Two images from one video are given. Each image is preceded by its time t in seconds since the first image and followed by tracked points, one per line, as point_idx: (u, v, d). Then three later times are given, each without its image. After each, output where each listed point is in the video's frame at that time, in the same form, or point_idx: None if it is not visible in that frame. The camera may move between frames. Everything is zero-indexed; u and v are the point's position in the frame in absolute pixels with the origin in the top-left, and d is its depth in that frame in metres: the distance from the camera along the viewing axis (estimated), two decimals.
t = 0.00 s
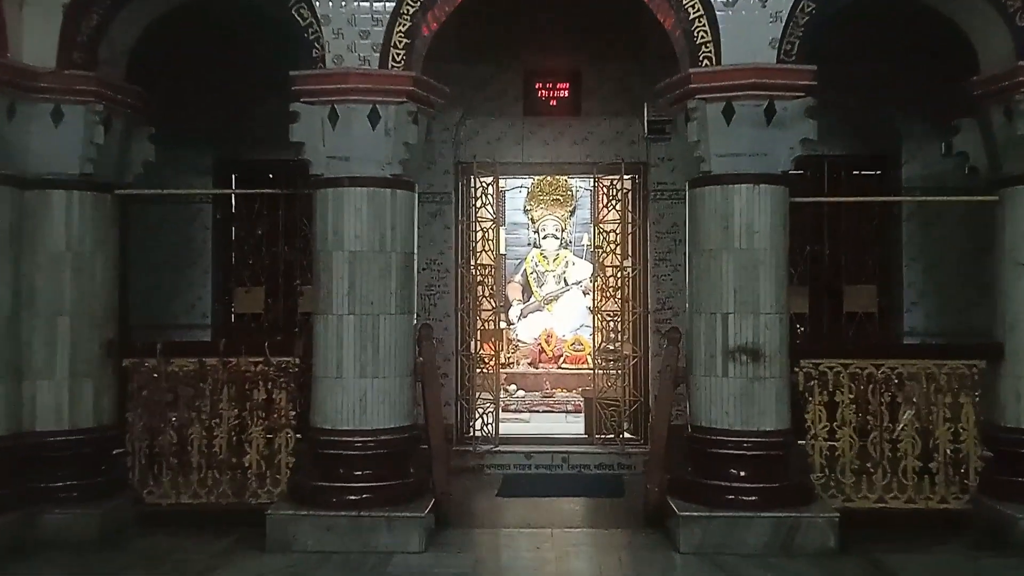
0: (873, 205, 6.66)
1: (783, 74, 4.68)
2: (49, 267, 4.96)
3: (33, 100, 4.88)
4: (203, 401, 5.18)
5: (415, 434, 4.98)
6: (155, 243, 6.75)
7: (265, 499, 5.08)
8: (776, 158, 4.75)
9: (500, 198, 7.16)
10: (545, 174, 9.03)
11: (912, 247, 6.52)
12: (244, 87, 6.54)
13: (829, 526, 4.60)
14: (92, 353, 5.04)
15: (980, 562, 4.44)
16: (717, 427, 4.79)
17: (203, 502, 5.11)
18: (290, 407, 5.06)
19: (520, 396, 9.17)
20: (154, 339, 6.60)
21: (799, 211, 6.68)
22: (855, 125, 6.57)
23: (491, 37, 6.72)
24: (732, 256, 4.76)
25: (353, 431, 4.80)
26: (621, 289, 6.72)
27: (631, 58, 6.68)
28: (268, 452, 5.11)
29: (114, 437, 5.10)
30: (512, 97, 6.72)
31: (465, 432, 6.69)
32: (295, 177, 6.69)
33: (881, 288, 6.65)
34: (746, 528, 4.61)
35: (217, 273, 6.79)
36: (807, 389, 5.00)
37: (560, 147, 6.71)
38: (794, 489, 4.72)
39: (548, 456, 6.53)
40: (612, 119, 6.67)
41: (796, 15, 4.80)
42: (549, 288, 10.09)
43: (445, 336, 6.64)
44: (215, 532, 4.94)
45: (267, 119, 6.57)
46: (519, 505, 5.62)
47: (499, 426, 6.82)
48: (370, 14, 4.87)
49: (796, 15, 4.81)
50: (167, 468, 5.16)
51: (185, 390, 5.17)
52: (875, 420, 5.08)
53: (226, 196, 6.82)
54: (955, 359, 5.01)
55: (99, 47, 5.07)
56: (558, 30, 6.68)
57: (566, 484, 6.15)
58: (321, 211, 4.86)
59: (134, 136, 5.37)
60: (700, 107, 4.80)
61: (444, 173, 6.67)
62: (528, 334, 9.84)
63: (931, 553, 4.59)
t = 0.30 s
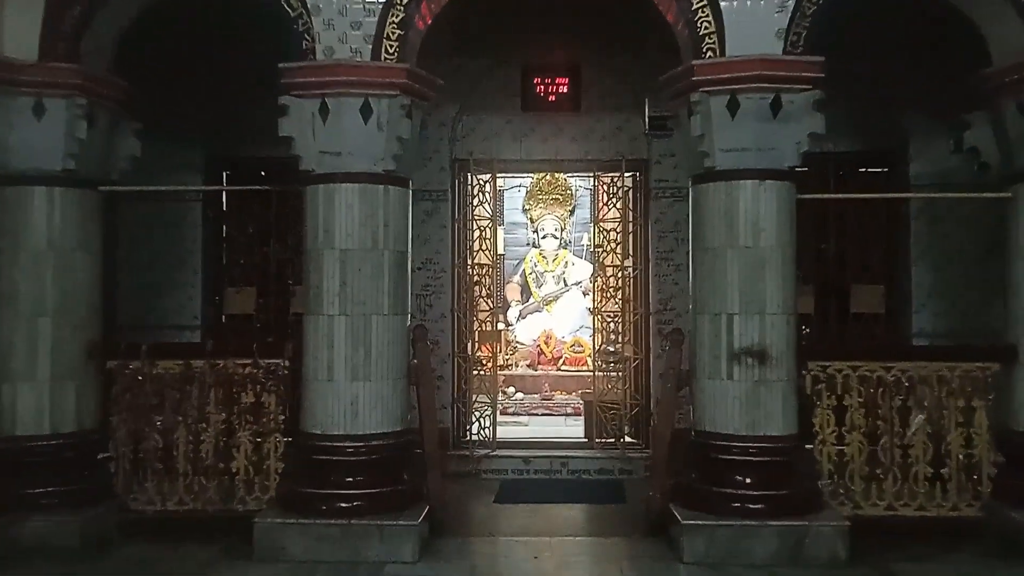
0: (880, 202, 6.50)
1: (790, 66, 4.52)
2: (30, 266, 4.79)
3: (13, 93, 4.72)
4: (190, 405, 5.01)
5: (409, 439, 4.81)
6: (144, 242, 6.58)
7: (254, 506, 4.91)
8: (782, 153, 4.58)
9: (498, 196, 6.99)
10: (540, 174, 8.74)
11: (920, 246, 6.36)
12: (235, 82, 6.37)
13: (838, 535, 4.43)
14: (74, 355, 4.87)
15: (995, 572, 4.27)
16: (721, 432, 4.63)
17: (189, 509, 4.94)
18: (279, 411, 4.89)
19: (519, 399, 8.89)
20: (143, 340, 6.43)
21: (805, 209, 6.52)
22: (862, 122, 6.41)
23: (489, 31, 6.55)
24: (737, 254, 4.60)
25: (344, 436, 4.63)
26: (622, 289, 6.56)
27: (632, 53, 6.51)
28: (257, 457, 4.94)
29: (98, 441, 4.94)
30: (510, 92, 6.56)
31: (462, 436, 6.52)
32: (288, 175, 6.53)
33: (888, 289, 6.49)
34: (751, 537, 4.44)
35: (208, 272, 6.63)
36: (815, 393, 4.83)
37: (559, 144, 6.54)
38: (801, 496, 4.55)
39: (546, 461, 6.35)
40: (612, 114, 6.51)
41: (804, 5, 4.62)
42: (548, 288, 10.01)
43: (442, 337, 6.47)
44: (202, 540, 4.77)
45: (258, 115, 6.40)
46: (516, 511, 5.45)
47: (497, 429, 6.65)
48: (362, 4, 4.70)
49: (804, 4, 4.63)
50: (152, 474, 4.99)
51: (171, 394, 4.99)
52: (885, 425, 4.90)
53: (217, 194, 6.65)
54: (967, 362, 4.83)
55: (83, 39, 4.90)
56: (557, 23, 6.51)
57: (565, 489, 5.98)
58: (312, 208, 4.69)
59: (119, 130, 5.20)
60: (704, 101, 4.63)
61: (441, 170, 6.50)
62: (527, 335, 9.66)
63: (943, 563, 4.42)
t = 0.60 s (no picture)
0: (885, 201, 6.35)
1: (796, 59, 4.37)
2: (9, 265, 4.63)
3: None
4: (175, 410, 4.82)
5: (401, 445, 4.65)
6: (132, 242, 6.42)
7: (240, 514, 4.74)
8: (788, 148, 4.43)
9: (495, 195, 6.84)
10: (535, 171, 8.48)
11: (926, 246, 6.21)
12: (225, 77, 6.22)
13: (846, 545, 4.27)
14: (56, 357, 4.71)
15: None
16: (724, 438, 4.47)
17: (174, 518, 4.76)
18: (267, 416, 4.71)
19: (516, 402, 8.73)
20: (130, 343, 6.26)
21: (808, 208, 6.36)
22: (866, 119, 6.28)
23: (486, 25, 6.40)
24: (740, 253, 4.44)
25: (333, 442, 4.47)
26: (621, 290, 6.41)
27: (632, 48, 6.36)
28: (243, 463, 4.77)
29: (80, 447, 4.77)
30: (507, 88, 6.40)
31: (457, 440, 6.35)
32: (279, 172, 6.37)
33: (893, 290, 6.34)
34: (755, 547, 4.28)
35: (197, 272, 6.46)
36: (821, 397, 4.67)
37: (557, 141, 6.38)
38: (807, 504, 4.40)
39: (544, 466, 6.19)
40: (611, 110, 6.35)
41: None
42: (546, 289, 9.89)
43: (437, 338, 6.29)
44: (187, 550, 4.61)
45: (249, 111, 6.24)
46: (512, 519, 5.29)
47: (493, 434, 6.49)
48: None
49: None
50: (136, 481, 4.81)
51: (156, 399, 4.80)
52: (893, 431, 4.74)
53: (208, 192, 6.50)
54: (979, 366, 4.66)
55: (65, 30, 4.73)
56: (554, 18, 6.36)
57: (563, 495, 5.83)
58: (301, 205, 4.53)
59: (102, 125, 5.04)
60: (707, 95, 4.48)
61: (436, 167, 6.34)
62: (524, 336, 9.46)
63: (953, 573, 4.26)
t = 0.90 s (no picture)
0: (890, 201, 6.21)
1: (802, 53, 4.22)
2: None
3: None
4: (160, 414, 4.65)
5: (393, 451, 4.50)
6: (120, 241, 6.28)
7: (227, 522, 4.58)
8: (793, 145, 4.29)
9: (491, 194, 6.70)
10: (537, 170, 8.59)
11: (932, 247, 6.07)
12: (215, 74, 6.09)
13: (853, 555, 4.13)
14: (36, 360, 4.56)
15: None
16: (727, 444, 4.32)
17: (158, 526, 4.60)
18: (255, 421, 4.56)
19: (513, 405, 8.53)
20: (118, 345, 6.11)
21: (812, 208, 6.23)
22: (872, 117, 6.13)
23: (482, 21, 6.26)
24: (744, 254, 4.30)
25: (322, 448, 4.32)
26: (621, 291, 6.29)
27: (631, 45, 6.22)
28: (230, 470, 4.61)
29: (62, 453, 4.62)
30: (504, 85, 6.26)
31: (452, 445, 6.20)
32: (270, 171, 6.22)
33: (898, 291, 6.20)
34: (760, 557, 4.13)
35: (187, 273, 6.32)
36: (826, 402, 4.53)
37: (555, 139, 6.24)
38: (812, 513, 4.25)
39: (541, 471, 6.04)
40: (610, 108, 6.21)
41: None
42: (545, 291, 9.68)
43: (432, 341, 6.15)
44: (171, 559, 4.45)
45: (240, 108, 6.10)
46: (509, 526, 5.14)
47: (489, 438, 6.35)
48: None
49: None
50: (119, 488, 4.65)
51: (140, 403, 4.65)
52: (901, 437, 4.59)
53: (198, 191, 6.35)
54: (989, 369, 4.51)
55: (47, 22, 4.59)
56: (552, 12, 6.22)
57: (561, 502, 5.67)
58: (289, 203, 4.39)
59: (87, 121, 4.89)
60: (709, 89, 4.34)
61: (431, 166, 6.20)
62: (523, 339, 9.34)
63: None
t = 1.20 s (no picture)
0: (897, 197, 6.06)
1: (807, 43, 4.08)
2: None
3: None
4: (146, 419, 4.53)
5: (387, 455, 4.38)
6: (109, 241, 6.15)
7: (215, 528, 4.45)
8: (797, 139, 4.16)
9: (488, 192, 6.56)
10: (537, 166, 8.50)
11: (938, 244, 5.94)
12: (205, 70, 5.95)
13: (861, 561, 3.99)
14: (19, 362, 4.44)
15: None
16: (730, 446, 4.19)
17: (144, 532, 4.47)
18: (244, 424, 4.43)
19: (511, 407, 8.37)
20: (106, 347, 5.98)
21: (816, 204, 6.07)
22: (876, 111, 6.00)
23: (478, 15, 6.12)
24: (747, 250, 4.17)
25: (313, 452, 4.18)
26: (620, 290, 6.15)
27: (630, 39, 6.09)
28: (219, 474, 4.48)
29: (45, 458, 4.49)
30: (500, 80, 6.13)
31: (448, 448, 6.07)
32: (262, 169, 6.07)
33: (904, 289, 6.07)
34: (764, 563, 4.00)
35: (177, 273, 6.19)
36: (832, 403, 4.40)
37: (553, 135, 6.10)
38: (818, 518, 4.12)
39: (539, 474, 5.91)
40: (609, 103, 6.07)
41: None
42: (543, 290, 9.54)
43: (427, 342, 6.01)
44: (157, 567, 4.32)
45: (230, 105, 5.97)
46: (506, 531, 5.01)
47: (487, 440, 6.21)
48: None
49: None
50: (104, 494, 4.52)
51: (125, 407, 4.53)
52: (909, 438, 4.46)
53: (188, 189, 6.21)
54: (1000, 369, 4.39)
55: (29, 15, 4.46)
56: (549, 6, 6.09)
57: (559, 505, 5.54)
58: (278, 200, 4.26)
59: (71, 117, 4.76)
60: (710, 81, 4.20)
61: (426, 163, 6.05)
62: (521, 339, 9.19)
63: None
